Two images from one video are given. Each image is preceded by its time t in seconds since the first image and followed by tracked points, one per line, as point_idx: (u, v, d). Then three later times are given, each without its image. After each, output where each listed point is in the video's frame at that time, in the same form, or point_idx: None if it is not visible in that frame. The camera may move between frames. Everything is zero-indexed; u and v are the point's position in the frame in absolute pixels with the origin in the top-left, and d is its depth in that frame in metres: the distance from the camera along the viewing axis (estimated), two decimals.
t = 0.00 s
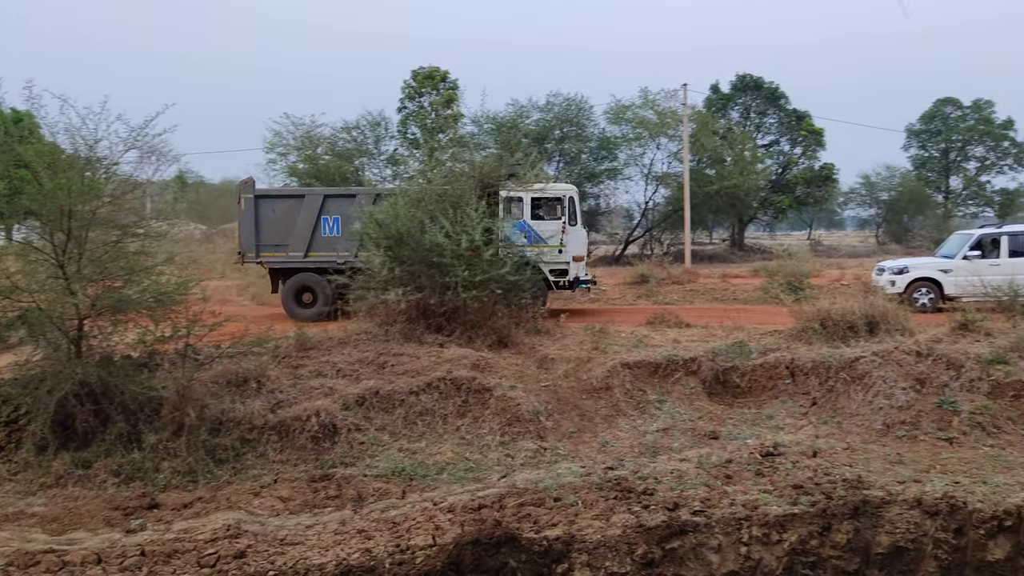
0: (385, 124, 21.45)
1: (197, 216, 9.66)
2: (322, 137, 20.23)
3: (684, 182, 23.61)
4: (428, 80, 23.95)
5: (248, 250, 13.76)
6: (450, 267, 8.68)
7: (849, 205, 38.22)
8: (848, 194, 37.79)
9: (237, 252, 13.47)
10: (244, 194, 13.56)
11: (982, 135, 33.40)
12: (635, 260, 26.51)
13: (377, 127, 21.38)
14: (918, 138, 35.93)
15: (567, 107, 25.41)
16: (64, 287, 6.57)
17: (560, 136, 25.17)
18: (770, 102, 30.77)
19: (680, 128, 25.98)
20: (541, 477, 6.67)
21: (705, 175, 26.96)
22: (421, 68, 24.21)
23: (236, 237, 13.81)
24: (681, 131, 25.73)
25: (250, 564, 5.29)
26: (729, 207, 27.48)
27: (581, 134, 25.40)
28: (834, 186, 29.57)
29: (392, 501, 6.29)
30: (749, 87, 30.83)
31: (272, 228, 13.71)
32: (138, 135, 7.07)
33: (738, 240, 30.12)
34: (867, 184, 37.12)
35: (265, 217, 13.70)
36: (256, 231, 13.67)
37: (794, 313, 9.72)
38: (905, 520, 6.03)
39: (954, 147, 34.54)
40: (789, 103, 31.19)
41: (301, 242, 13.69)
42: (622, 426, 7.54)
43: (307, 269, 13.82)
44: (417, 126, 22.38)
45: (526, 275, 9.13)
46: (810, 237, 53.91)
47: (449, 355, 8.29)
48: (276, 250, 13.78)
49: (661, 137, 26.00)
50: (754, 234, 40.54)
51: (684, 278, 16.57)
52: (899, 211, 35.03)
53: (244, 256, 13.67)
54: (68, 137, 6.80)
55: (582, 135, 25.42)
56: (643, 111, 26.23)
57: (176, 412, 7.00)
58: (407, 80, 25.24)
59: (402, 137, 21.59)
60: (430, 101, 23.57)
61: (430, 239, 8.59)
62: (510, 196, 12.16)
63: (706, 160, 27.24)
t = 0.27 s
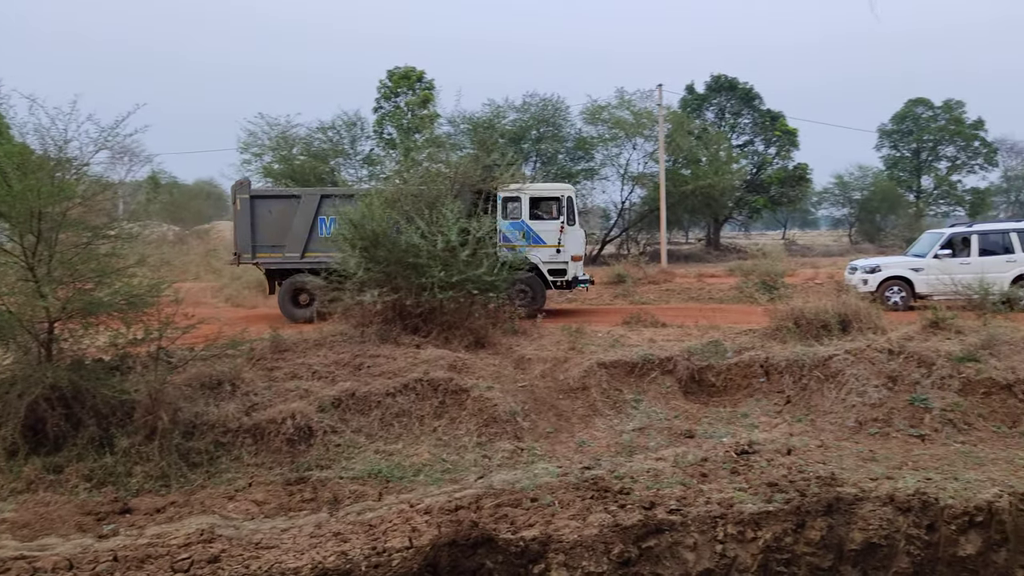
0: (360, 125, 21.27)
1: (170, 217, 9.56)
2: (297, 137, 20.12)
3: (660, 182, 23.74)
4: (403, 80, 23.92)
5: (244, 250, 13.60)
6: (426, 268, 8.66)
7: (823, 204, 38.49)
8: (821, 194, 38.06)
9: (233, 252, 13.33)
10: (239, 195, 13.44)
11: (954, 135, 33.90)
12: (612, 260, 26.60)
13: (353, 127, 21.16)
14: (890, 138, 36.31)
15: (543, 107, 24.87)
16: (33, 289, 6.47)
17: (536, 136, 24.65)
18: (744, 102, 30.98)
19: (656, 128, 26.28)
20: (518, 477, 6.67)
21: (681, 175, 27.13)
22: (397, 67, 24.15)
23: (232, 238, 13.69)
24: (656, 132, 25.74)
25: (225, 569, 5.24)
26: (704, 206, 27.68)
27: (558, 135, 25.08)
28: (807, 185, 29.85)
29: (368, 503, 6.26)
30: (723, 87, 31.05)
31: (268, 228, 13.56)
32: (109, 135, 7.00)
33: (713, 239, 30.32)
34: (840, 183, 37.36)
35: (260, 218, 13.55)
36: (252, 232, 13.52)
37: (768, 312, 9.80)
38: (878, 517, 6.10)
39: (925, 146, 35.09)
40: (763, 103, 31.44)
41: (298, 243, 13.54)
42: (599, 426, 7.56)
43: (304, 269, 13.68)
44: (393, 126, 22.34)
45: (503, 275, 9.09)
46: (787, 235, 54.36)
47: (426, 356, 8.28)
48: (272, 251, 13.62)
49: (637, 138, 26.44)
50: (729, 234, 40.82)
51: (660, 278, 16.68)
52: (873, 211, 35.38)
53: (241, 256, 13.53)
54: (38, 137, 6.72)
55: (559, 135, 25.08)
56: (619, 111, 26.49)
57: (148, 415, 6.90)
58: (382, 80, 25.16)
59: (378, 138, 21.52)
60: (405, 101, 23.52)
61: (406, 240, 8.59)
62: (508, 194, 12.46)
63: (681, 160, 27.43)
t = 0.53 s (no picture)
0: (334, 123, 21.24)
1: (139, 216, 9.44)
2: (270, 136, 19.99)
3: (635, 182, 23.86)
4: (377, 80, 23.85)
5: (237, 250, 13.45)
6: (401, 268, 8.62)
7: (795, 205, 38.84)
8: (793, 195, 38.49)
9: (227, 253, 13.17)
10: (233, 194, 13.30)
11: (922, 136, 34.35)
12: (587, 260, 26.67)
13: (327, 126, 21.08)
14: (860, 139, 36.76)
15: (517, 108, 24.91)
16: None
17: (511, 136, 24.44)
18: (718, 103, 31.19)
19: (630, 129, 26.65)
20: (492, 478, 6.67)
21: (655, 176, 27.28)
22: (371, 67, 24.09)
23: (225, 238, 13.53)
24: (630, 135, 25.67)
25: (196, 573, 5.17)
26: (678, 207, 27.87)
27: (532, 135, 25.10)
28: (778, 186, 29.94)
29: (341, 505, 6.22)
30: (697, 89, 31.27)
31: (262, 228, 13.44)
32: (77, 134, 6.90)
33: (687, 239, 30.50)
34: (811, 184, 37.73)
35: (254, 218, 13.41)
36: (246, 232, 13.37)
37: (740, 312, 9.87)
38: (849, 514, 6.16)
39: (895, 148, 35.59)
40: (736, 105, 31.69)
41: (293, 243, 13.46)
42: (573, 425, 7.57)
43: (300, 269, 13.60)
44: (367, 126, 22.29)
45: (479, 275, 9.03)
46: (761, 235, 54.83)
47: (400, 357, 8.25)
48: (266, 251, 13.51)
49: (612, 138, 26.70)
50: (704, 234, 41.11)
51: (634, 278, 16.77)
52: (843, 211, 35.71)
53: (234, 257, 13.37)
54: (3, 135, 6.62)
55: (534, 135, 25.15)
56: (594, 112, 26.72)
57: (117, 418, 6.80)
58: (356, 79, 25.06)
59: (352, 137, 21.43)
60: (379, 101, 23.46)
61: (380, 240, 8.59)
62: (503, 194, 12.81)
63: (656, 161, 27.61)
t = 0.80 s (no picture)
0: (312, 127, 21.11)
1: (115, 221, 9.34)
2: (247, 140, 20.02)
3: (614, 185, 23.98)
4: (355, 83, 23.84)
5: (236, 255, 13.41)
6: (379, 272, 8.60)
7: (772, 207, 38.46)
8: (770, 197, 38.23)
9: (226, 257, 13.13)
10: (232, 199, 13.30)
11: (898, 138, 34.99)
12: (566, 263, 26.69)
13: (304, 130, 20.93)
14: (836, 141, 37.16)
15: (496, 111, 24.73)
16: None
17: (490, 140, 24.54)
18: (695, 106, 31.40)
19: (609, 132, 26.89)
20: (472, 482, 6.65)
21: (634, 178, 27.43)
22: (349, 71, 24.09)
23: (225, 243, 13.55)
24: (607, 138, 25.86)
25: None
26: (657, 209, 28.01)
27: (511, 138, 25.05)
28: (756, 188, 30.21)
29: (320, 511, 6.18)
30: (674, 92, 31.48)
31: (261, 232, 13.39)
32: (51, 139, 6.83)
33: (666, 242, 30.61)
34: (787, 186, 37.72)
35: (253, 222, 13.38)
36: (245, 237, 13.33)
37: (718, 313, 9.93)
38: (826, 514, 6.20)
39: (870, 150, 36.11)
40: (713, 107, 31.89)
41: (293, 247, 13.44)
42: (553, 428, 7.58)
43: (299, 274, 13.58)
44: (345, 130, 22.28)
45: (457, 279, 9.05)
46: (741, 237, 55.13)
47: (379, 361, 8.23)
48: (266, 255, 13.48)
49: (590, 141, 26.87)
50: (682, 236, 41.32)
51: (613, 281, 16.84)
52: (819, 212, 35.86)
53: (234, 261, 13.33)
54: None
55: (513, 138, 25.10)
56: (572, 115, 26.92)
57: (92, 426, 6.73)
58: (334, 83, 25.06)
59: (330, 141, 21.38)
60: (357, 105, 23.44)
61: (358, 244, 8.56)
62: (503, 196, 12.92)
63: (634, 164, 27.80)
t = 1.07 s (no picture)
0: (284, 125, 20.74)
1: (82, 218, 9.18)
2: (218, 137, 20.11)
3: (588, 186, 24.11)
4: (328, 82, 23.76)
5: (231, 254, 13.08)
6: (351, 272, 8.54)
7: (744, 209, 38.55)
8: (741, 198, 38.49)
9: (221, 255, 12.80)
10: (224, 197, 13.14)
11: (865, 142, 35.62)
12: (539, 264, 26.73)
13: (276, 129, 20.62)
14: (806, 145, 37.70)
15: (470, 110, 25.10)
16: None
17: (464, 139, 24.80)
18: (668, 108, 31.62)
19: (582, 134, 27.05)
20: (444, 483, 6.62)
21: (607, 180, 27.60)
22: (322, 69, 23.98)
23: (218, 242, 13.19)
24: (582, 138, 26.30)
25: None
26: (630, 210, 28.16)
27: (485, 138, 25.28)
28: (728, 190, 30.48)
29: (289, 513, 6.12)
30: (647, 93, 31.64)
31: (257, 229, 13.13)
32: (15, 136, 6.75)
33: (639, 243, 30.74)
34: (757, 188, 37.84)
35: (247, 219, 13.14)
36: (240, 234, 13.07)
37: (689, 314, 9.99)
38: (794, 513, 6.26)
39: (840, 152, 36.67)
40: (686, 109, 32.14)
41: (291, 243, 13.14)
42: (525, 429, 7.58)
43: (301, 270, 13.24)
44: (318, 128, 22.21)
45: (429, 279, 9.03)
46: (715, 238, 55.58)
47: (350, 362, 8.19)
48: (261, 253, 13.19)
49: (565, 142, 27.05)
50: (656, 238, 41.61)
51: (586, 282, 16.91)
52: (790, 214, 36.03)
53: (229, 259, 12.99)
54: None
55: (486, 139, 25.10)
56: (546, 116, 27.17)
57: (56, 428, 6.63)
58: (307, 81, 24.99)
59: (302, 139, 21.30)
60: (330, 103, 23.36)
61: (330, 244, 8.49)
62: (498, 196, 13.06)
63: (608, 165, 28.04)
